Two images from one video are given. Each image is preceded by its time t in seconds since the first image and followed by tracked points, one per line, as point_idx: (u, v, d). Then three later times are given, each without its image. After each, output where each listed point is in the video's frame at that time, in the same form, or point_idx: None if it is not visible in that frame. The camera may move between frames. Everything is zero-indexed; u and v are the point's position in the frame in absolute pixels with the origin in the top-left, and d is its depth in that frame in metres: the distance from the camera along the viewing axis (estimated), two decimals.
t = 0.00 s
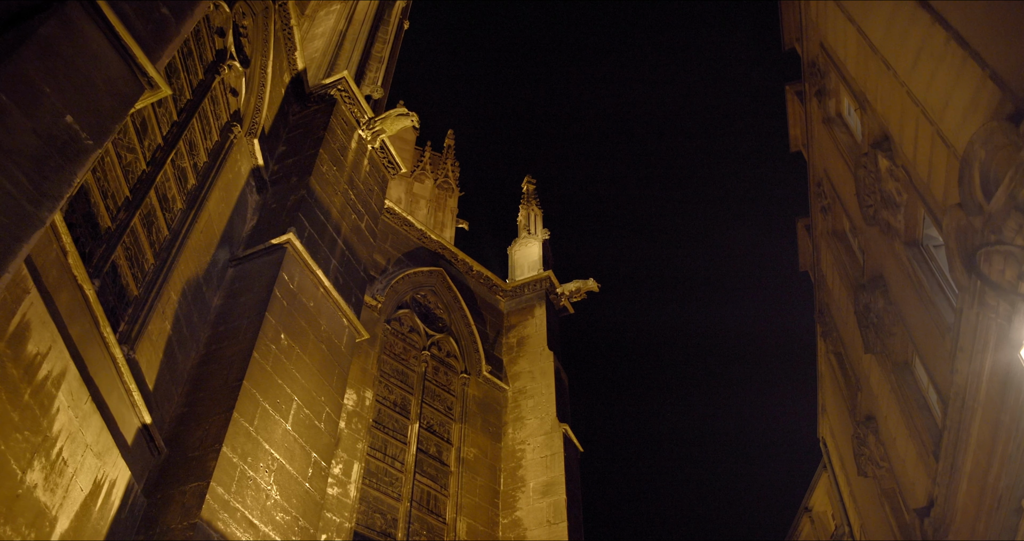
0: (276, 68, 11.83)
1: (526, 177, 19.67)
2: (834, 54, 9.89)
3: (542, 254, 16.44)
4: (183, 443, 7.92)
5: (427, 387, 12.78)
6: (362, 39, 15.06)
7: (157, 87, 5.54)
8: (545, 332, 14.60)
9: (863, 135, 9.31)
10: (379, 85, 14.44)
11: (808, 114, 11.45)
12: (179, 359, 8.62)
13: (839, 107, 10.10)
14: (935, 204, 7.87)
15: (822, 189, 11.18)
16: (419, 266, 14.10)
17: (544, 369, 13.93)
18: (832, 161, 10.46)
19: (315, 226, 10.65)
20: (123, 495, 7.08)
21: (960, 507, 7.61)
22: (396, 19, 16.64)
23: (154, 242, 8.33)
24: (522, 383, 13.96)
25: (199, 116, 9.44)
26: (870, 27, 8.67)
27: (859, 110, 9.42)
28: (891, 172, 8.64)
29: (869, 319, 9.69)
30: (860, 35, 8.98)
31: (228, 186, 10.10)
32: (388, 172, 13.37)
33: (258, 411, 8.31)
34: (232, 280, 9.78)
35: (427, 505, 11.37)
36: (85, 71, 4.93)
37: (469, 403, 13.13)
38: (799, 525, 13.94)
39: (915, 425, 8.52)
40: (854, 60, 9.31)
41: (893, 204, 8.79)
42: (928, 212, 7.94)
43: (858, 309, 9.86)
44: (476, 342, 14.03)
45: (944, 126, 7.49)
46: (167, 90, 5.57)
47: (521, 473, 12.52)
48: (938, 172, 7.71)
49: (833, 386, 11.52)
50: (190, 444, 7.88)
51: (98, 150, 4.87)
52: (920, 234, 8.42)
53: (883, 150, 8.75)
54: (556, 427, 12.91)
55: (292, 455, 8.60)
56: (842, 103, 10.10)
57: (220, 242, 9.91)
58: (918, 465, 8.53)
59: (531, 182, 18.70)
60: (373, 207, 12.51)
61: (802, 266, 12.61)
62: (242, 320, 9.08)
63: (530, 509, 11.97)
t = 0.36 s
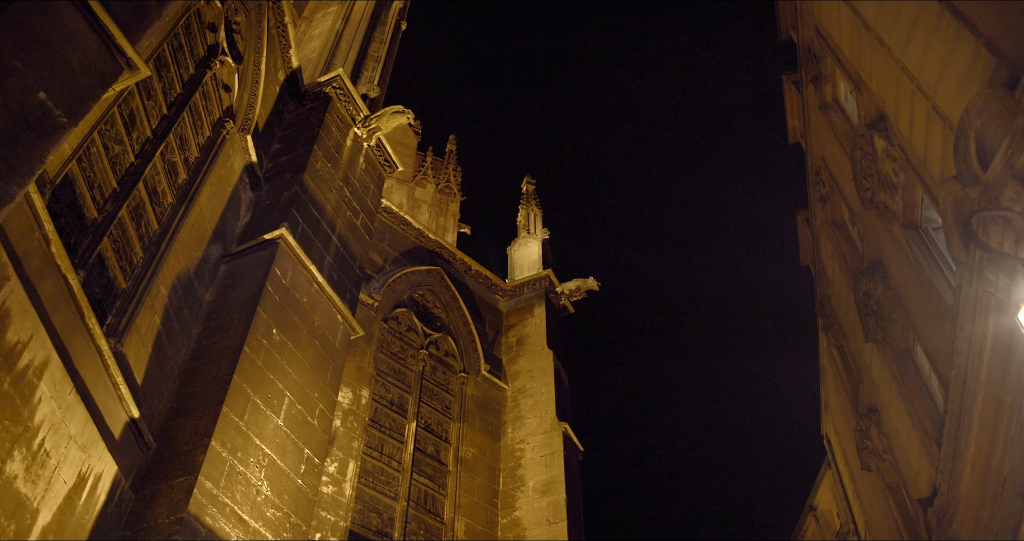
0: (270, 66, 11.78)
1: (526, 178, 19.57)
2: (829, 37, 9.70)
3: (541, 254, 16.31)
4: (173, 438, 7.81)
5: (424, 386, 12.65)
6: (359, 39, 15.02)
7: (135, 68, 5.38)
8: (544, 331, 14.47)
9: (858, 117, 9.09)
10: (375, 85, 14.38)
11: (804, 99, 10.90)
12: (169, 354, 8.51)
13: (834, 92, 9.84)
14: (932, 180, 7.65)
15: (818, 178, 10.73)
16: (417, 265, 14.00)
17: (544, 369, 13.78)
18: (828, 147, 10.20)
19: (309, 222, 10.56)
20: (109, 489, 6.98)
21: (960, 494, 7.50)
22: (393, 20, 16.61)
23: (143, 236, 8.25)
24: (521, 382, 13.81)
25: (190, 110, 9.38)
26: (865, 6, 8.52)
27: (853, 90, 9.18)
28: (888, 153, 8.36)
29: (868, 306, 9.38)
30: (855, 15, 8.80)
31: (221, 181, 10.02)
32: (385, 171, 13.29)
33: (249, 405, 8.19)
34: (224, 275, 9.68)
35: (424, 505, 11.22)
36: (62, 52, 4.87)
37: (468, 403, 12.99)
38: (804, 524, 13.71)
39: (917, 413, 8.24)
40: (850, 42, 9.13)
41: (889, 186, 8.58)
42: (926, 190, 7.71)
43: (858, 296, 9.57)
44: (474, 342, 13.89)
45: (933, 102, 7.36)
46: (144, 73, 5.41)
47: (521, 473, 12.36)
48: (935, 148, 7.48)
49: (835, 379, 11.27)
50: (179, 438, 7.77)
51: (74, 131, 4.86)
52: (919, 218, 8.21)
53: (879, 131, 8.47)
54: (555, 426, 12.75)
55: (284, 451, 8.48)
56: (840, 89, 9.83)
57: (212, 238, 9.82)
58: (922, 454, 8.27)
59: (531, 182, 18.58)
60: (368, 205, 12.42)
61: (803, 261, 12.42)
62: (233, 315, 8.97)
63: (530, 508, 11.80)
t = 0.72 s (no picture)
0: (264, 63, 11.72)
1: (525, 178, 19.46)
2: (823, 18, 9.38)
3: (541, 253, 16.19)
4: (162, 432, 7.69)
5: (422, 384, 12.52)
6: (355, 39, 14.98)
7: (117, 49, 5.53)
8: (544, 329, 14.33)
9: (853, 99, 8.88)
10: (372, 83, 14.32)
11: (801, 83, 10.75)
12: (160, 349, 8.39)
13: (831, 77, 9.55)
14: (929, 157, 7.44)
15: (819, 164, 10.32)
16: (415, 264, 13.90)
17: (544, 367, 13.64)
18: (825, 132, 9.94)
19: (303, 218, 10.48)
20: (95, 483, 6.88)
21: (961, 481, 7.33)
22: (390, 21, 16.57)
23: (132, 229, 8.17)
24: (521, 381, 13.67)
25: (181, 105, 9.32)
26: None
27: (848, 71, 8.94)
28: (884, 132, 8.15)
29: (867, 292, 9.16)
30: None
31: (213, 177, 9.94)
32: (381, 169, 13.20)
33: (239, 400, 8.08)
34: (216, 271, 9.56)
35: (422, 504, 11.06)
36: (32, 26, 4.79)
37: (467, 402, 12.85)
38: (809, 523, 13.50)
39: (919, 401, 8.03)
40: (843, 20, 8.84)
41: (887, 166, 8.32)
42: (922, 168, 7.50)
43: (857, 283, 9.35)
44: (473, 340, 13.76)
45: (927, 79, 7.18)
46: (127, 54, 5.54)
47: (520, 472, 12.20)
48: (929, 125, 7.29)
49: (838, 371, 11.04)
50: (168, 433, 7.65)
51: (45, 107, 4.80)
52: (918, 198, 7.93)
53: (874, 110, 8.25)
54: (555, 424, 12.60)
55: (276, 447, 8.35)
56: (836, 72, 9.54)
57: (204, 233, 9.70)
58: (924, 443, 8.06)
59: (530, 182, 18.48)
60: (365, 202, 12.33)
61: (804, 254, 12.23)
62: (225, 310, 8.87)
63: (529, 508, 11.63)
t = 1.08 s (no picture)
0: (258, 60, 11.66)
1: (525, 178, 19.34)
2: None
3: (541, 252, 16.06)
4: (150, 426, 7.57)
5: (420, 383, 12.38)
6: (352, 38, 14.92)
7: (95, 28, 6.13)
8: (543, 328, 14.18)
9: (849, 81, 8.69)
10: (368, 82, 14.24)
11: (797, 68, 10.48)
12: (149, 342, 8.27)
13: (827, 61, 9.31)
14: (926, 133, 7.22)
15: (817, 150, 10.12)
16: (413, 263, 13.78)
17: (544, 365, 13.49)
18: (823, 116, 9.73)
19: (297, 213, 10.39)
20: (80, 475, 6.88)
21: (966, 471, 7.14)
22: (388, 21, 16.51)
23: (121, 222, 8.09)
24: (520, 379, 13.52)
25: (173, 98, 9.25)
26: None
27: (843, 53, 8.75)
28: (881, 111, 7.94)
29: (867, 277, 8.95)
30: None
31: (206, 172, 9.85)
32: (378, 167, 13.10)
33: (230, 394, 7.96)
34: (209, 266, 9.45)
35: (419, 503, 10.90)
36: None
37: (466, 400, 12.71)
38: (814, 522, 13.28)
39: (920, 387, 7.83)
40: None
41: (885, 145, 8.11)
42: (920, 144, 7.28)
43: (857, 269, 9.14)
44: (472, 339, 13.63)
45: (921, 52, 6.97)
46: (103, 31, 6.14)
47: (520, 471, 12.04)
48: (925, 100, 7.09)
49: (841, 364, 10.82)
50: (157, 426, 7.53)
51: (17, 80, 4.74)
52: (917, 177, 7.71)
53: (871, 88, 8.03)
54: (554, 422, 12.44)
55: (268, 441, 8.22)
56: (831, 55, 9.26)
57: (197, 228, 9.60)
58: (927, 431, 7.86)
59: (530, 182, 18.37)
60: (361, 199, 12.24)
61: (806, 247, 12.02)
62: (216, 304, 8.76)
63: (529, 506, 11.47)
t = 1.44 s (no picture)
0: (252, 56, 11.60)
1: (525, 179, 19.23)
2: None
3: (541, 251, 15.93)
4: (139, 419, 7.45)
5: (417, 381, 12.24)
6: (348, 38, 14.87)
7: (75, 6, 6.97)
8: (543, 326, 14.04)
9: (845, 62, 8.52)
10: (365, 80, 14.18)
11: (794, 54, 10.32)
12: (139, 336, 8.16)
13: (823, 44, 9.15)
14: (922, 106, 7.02)
15: (816, 136, 9.95)
16: (410, 261, 13.67)
17: (543, 363, 13.34)
18: (821, 101, 9.55)
19: (291, 208, 10.30)
20: (67, 468, 6.75)
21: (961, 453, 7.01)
22: (385, 21, 16.47)
23: (110, 214, 8.01)
24: (519, 378, 13.37)
25: (163, 91, 9.17)
26: None
27: (840, 36, 8.61)
28: (878, 88, 7.75)
29: (867, 260, 8.75)
30: None
31: (198, 167, 9.76)
32: (374, 164, 13.02)
33: (220, 387, 7.85)
34: (201, 261, 9.35)
35: (416, 501, 10.74)
36: None
37: (464, 399, 12.56)
38: (819, 521, 13.07)
39: (920, 371, 7.65)
40: None
41: (883, 123, 7.91)
42: (918, 118, 7.08)
43: (856, 252, 8.95)
44: (471, 338, 13.49)
45: (915, 22, 6.77)
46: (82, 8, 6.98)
47: (519, 469, 11.88)
48: (921, 72, 6.89)
49: (843, 355, 10.61)
50: (145, 419, 7.41)
51: None
52: (916, 154, 7.50)
53: (866, 65, 7.84)
54: (554, 420, 12.28)
55: (259, 435, 8.10)
56: (828, 37, 9.10)
57: (190, 223, 9.51)
58: (929, 417, 7.68)
59: (531, 182, 18.26)
60: (357, 196, 12.14)
61: (807, 240, 11.85)
62: (207, 298, 8.65)
63: (528, 505, 11.31)
